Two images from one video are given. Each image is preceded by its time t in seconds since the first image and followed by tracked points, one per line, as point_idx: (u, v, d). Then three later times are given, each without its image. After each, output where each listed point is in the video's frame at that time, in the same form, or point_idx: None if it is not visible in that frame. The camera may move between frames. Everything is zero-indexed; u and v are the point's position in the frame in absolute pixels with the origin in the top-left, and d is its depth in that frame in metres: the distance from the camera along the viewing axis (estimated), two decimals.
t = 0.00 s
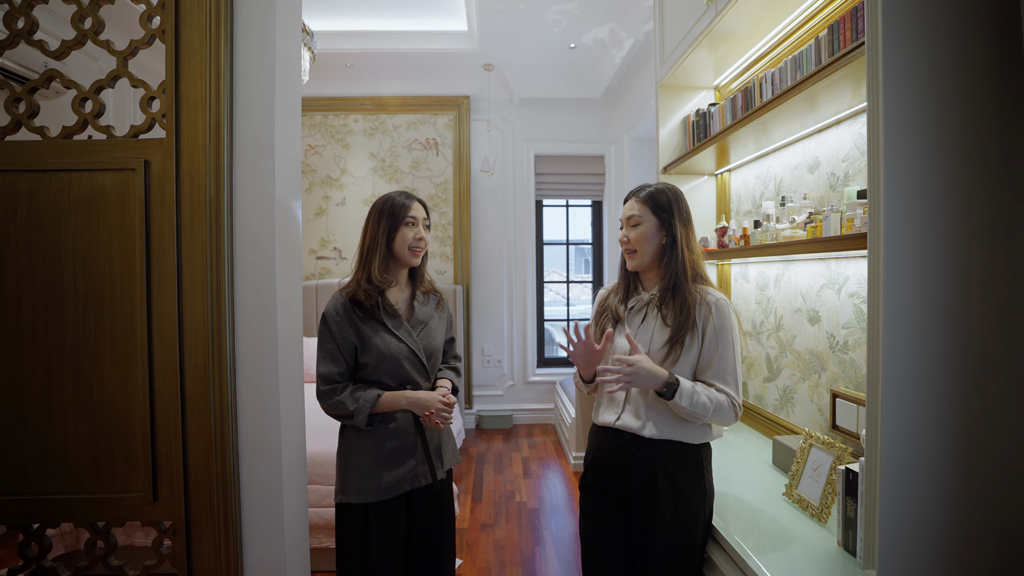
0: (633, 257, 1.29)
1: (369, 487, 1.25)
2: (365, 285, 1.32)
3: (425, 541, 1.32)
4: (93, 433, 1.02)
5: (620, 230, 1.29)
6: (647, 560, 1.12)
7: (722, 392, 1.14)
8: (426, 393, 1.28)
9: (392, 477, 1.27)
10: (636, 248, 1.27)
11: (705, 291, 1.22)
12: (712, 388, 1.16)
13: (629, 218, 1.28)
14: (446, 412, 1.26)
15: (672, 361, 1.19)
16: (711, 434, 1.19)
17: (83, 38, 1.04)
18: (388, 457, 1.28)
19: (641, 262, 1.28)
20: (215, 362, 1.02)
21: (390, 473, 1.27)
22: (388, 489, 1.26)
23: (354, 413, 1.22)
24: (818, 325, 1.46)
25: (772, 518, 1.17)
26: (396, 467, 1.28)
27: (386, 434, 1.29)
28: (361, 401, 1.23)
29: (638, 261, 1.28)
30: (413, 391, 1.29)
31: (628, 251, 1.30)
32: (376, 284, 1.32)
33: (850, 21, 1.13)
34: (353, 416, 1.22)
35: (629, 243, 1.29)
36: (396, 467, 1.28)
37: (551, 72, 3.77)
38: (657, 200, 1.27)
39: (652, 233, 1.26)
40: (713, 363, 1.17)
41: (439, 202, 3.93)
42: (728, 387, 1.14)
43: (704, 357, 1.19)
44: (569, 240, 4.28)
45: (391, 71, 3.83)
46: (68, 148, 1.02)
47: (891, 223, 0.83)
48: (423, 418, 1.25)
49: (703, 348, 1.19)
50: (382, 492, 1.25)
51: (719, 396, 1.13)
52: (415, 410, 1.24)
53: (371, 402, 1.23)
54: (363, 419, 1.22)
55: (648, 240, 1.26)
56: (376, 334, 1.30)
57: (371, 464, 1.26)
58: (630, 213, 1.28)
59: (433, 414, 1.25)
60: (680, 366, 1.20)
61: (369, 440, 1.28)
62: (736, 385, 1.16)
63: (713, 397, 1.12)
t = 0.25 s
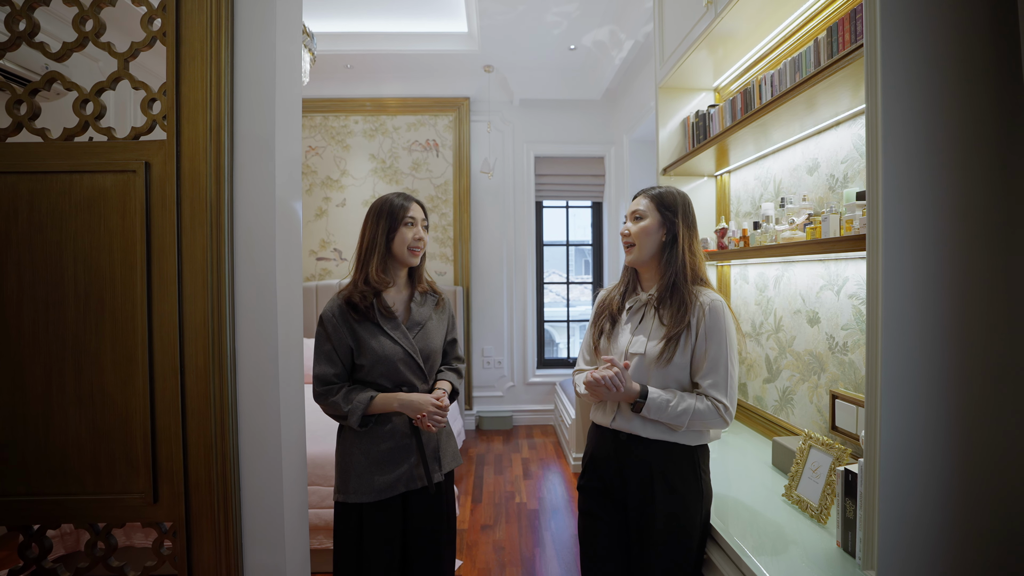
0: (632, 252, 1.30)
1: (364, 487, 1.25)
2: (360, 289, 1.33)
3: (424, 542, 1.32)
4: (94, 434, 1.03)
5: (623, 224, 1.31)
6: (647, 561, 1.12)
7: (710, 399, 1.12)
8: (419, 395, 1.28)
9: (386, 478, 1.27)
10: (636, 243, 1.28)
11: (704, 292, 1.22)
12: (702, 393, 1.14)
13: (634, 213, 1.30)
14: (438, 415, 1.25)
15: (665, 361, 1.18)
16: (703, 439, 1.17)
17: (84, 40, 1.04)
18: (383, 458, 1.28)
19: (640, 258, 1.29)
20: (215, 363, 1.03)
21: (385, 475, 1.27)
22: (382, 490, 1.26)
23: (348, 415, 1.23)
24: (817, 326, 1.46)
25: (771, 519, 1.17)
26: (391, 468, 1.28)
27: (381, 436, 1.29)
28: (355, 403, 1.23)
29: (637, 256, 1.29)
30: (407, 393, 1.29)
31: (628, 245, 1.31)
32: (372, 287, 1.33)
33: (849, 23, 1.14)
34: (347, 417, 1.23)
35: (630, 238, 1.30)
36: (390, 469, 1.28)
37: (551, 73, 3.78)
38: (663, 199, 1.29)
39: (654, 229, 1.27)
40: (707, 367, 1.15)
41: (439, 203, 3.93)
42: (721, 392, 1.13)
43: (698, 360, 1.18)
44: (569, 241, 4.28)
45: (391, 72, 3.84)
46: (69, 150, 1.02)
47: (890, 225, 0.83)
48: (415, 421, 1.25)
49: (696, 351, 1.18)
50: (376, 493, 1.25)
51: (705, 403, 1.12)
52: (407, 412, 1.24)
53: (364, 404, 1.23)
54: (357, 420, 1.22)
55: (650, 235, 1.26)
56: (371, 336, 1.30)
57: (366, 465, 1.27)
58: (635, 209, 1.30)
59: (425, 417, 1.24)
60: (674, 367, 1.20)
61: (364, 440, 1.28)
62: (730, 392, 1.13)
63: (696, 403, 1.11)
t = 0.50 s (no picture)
0: (632, 253, 1.30)
1: (363, 488, 1.26)
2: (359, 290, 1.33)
3: (424, 544, 1.31)
4: (95, 435, 1.03)
5: (624, 226, 1.31)
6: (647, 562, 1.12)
7: (711, 399, 1.12)
8: (417, 396, 1.28)
9: (385, 480, 1.27)
10: (636, 245, 1.28)
11: (705, 293, 1.22)
12: (704, 394, 1.14)
13: (634, 215, 1.30)
14: (435, 416, 1.25)
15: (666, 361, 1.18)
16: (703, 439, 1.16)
17: (86, 42, 1.05)
18: (382, 459, 1.28)
19: (640, 259, 1.29)
20: (216, 363, 1.03)
21: (383, 476, 1.27)
22: (381, 491, 1.26)
23: (346, 415, 1.23)
24: (817, 327, 1.47)
25: (771, 520, 1.17)
26: (390, 470, 1.28)
27: (380, 437, 1.29)
28: (353, 404, 1.23)
29: (637, 257, 1.29)
30: (405, 394, 1.29)
31: (628, 247, 1.31)
32: (371, 287, 1.33)
33: (848, 25, 1.14)
34: (345, 418, 1.23)
35: (630, 239, 1.30)
36: (389, 470, 1.28)
37: (551, 74, 3.79)
38: (664, 201, 1.29)
39: (654, 231, 1.27)
40: (707, 367, 1.15)
41: (439, 203, 3.93)
42: (722, 391, 1.13)
43: (698, 360, 1.18)
44: (569, 242, 4.28)
45: (392, 73, 3.84)
46: (71, 151, 1.03)
47: (889, 226, 0.83)
48: (412, 422, 1.25)
49: (696, 350, 1.18)
50: (374, 493, 1.26)
51: (706, 403, 1.12)
52: (404, 413, 1.24)
53: (362, 405, 1.23)
54: (355, 421, 1.22)
55: (650, 238, 1.27)
56: (370, 338, 1.31)
57: (365, 465, 1.27)
58: (635, 210, 1.30)
59: (422, 418, 1.24)
60: (674, 367, 1.20)
61: (363, 441, 1.29)
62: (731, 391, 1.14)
63: (697, 404, 1.12)
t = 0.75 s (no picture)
0: (629, 258, 1.32)
1: (367, 489, 1.26)
2: (360, 291, 1.33)
3: (424, 544, 1.32)
4: (95, 435, 1.03)
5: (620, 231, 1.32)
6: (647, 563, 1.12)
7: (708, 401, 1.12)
8: (421, 396, 1.28)
9: (389, 480, 1.27)
10: (632, 250, 1.30)
11: (703, 293, 1.21)
12: (702, 395, 1.14)
13: (629, 220, 1.31)
14: (440, 416, 1.25)
15: (662, 363, 1.19)
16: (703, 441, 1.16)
17: (87, 43, 1.05)
18: (385, 460, 1.28)
19: (637, 264, 1.30)
20: (216, 364, 1.03)
21: (388, 476, 1.27)
22: (385, 491, 1.26)
23: (350, 417, 1.23)
24: (817, 327, 1.47)
25: (771, 521, 1.17)
26: (394, 470, 1.28)
27: (383, 437, 1.29)
28: (357, 406, 1.23)
29: (634, 262, 1.30)
30: (409, 395, 1.29)
31: (624, 252, 1.33)
32: (372, 288, 1.33)
33: (847, 26, 1.15)
34: (349, 419, 1.23)
35: (627, 245, 1.32)
36: (393, 471, 1.28)
37: (552, 76, 3.79)
38: (657, 203, 1.28)
39: (649, 235, 1.27)
40: (704, 368, 1.14)
41: (439, 204, 3.93)
42: (719, 393, 1.12)
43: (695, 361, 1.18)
44: (569, 242, 4.28)
45: (392, 74, 3.84)
46: (72, 152, 1.03)
47: (888, 227, 0.83)
48: (416, 422, 1.25)
49: (694, 352, 1.18)
50: (379, 494, 1.26)
51: (702, 405, 1.12)
52: (408, 414, 1.24)
53: (366, 406, 1.23)
54: (359, 423, 1.22)
55: (645, 242, 1.27)
56: (373, 338, 1.31)
57: (369, 466, 1.27)
58: (631, 215, 1.31)
59: (427, 418, 1.24)
60: (671, 369, 1.20)
61: (367, 442, 1.29)
62: (729, 392, 1.13)
63: (694, 406, 1.12)
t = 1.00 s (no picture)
0: (631, 261, 1.33)
1: (376, 491, 1.26)
2: (366, 292, 1.33)
3: (425, 545, 1.32)
4: (97, 436, 1.03)
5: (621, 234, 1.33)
6: (648, 564, 1.12)
7: (706, 405, 1.12)
8: (430, 397, 1.29)
9: (398, 481, 1.27)
10: (634, 253, 1.31)
11: (705, 296, 1.20)
12: (700, 399, 1.14)
13: (631, 223, 1.31)
14: (451, 416, 1.26)
15: (662, 366, 1.19)
16: (702, 445, 1.15)
17: (89, 45, 1.05)
18: (394, 461, 1.28)
19: (640, 267, 1.31)
20: (218, 365, 1.03)
21: (397, 478, 1.27)
22: (394, 493, 1.26)
23: (360, 419, 1.23)
24: (817, 328, 1.47)
25: (772, 522, 1.17)
26: (402, 471, 1.28)
27: (391, 439, 1.29)
28: (367, 407, 1.24)
29: (636, 265, 1.32)
30: (418, 396, 1.30)
31: (627, 255, 1.34)
32: (377, 288, 1.33)
33: (847, 28, 1.15)
34: (360, 422, 1.23)
35: (629, 248, 1.33)
36: (401, 472, 1.28)
37: (553, 77, 3.78)
38: (659, 206, 1.28)
39: (650, 238, 1.28)
40: (703, 372, 1.14)
41: (439, 205, 3.93)
42: (719, 397, 1.12)
43: (696, 365, 1.18)
44: (569, 243, 4.28)
45: (392, 75, 3.85)
46: (74, 154, 1.03)
47: (888, 228, 0.84)
48: (428, 423, 1.26)
49: (695, 355, 1.18)
50: (388, 496, 1.26)
51: (700, 409, 1.12)
52: (419, 415, 1.25)
53: (376, 408, 1.24)
54: (370, 424, 1.23)
55: (646, 245, 1.28)
56: (380, 339, 1.31)
57: (377, 468, 1.27)
58: (632, 218, 1.31)
59: (438, 419, 1.25)
60: (672, 372, 1.20)
61: (375, 444, 1.28)
62: (730, 397, 1.13)
63: (691, 409, 1.12)
